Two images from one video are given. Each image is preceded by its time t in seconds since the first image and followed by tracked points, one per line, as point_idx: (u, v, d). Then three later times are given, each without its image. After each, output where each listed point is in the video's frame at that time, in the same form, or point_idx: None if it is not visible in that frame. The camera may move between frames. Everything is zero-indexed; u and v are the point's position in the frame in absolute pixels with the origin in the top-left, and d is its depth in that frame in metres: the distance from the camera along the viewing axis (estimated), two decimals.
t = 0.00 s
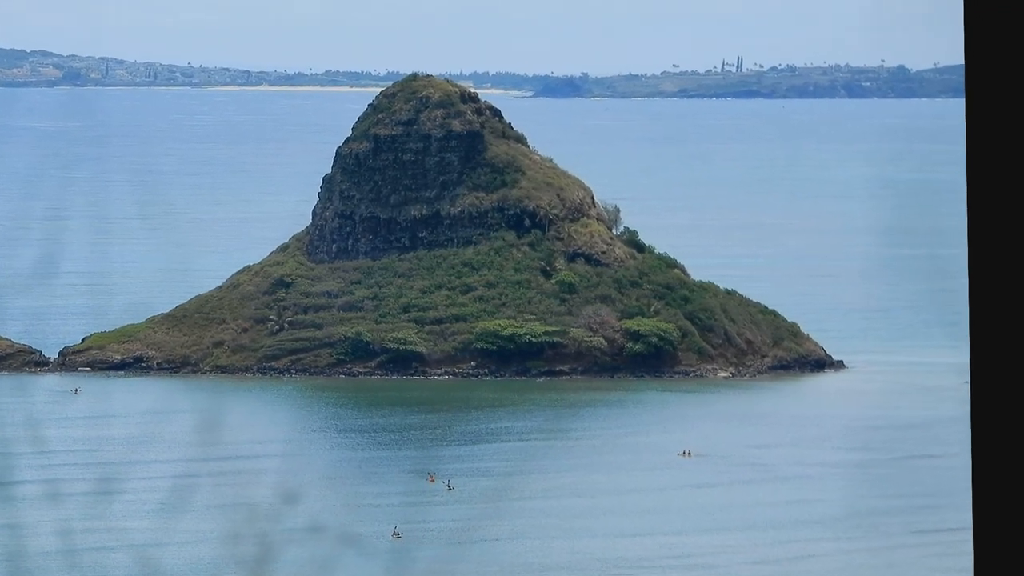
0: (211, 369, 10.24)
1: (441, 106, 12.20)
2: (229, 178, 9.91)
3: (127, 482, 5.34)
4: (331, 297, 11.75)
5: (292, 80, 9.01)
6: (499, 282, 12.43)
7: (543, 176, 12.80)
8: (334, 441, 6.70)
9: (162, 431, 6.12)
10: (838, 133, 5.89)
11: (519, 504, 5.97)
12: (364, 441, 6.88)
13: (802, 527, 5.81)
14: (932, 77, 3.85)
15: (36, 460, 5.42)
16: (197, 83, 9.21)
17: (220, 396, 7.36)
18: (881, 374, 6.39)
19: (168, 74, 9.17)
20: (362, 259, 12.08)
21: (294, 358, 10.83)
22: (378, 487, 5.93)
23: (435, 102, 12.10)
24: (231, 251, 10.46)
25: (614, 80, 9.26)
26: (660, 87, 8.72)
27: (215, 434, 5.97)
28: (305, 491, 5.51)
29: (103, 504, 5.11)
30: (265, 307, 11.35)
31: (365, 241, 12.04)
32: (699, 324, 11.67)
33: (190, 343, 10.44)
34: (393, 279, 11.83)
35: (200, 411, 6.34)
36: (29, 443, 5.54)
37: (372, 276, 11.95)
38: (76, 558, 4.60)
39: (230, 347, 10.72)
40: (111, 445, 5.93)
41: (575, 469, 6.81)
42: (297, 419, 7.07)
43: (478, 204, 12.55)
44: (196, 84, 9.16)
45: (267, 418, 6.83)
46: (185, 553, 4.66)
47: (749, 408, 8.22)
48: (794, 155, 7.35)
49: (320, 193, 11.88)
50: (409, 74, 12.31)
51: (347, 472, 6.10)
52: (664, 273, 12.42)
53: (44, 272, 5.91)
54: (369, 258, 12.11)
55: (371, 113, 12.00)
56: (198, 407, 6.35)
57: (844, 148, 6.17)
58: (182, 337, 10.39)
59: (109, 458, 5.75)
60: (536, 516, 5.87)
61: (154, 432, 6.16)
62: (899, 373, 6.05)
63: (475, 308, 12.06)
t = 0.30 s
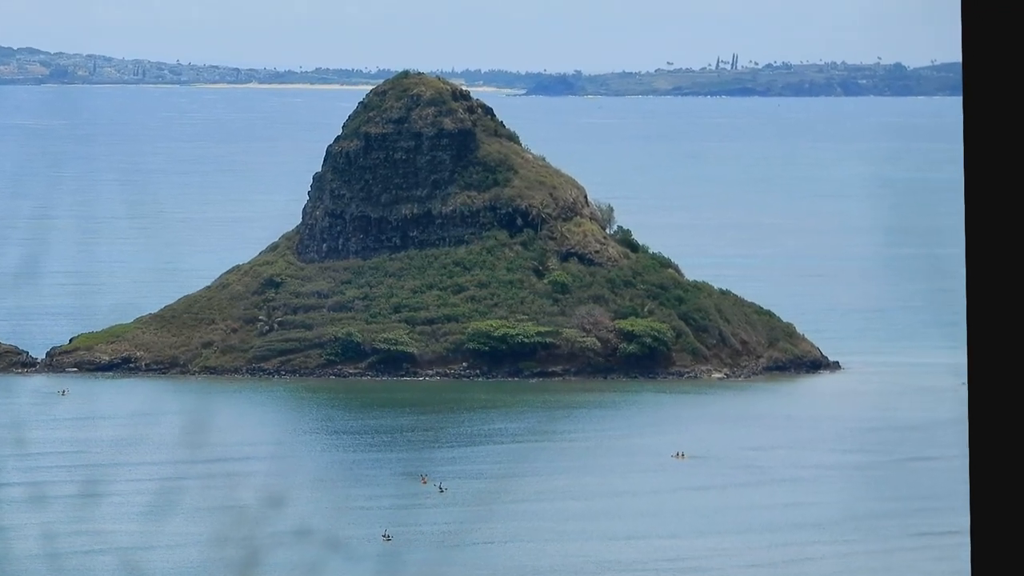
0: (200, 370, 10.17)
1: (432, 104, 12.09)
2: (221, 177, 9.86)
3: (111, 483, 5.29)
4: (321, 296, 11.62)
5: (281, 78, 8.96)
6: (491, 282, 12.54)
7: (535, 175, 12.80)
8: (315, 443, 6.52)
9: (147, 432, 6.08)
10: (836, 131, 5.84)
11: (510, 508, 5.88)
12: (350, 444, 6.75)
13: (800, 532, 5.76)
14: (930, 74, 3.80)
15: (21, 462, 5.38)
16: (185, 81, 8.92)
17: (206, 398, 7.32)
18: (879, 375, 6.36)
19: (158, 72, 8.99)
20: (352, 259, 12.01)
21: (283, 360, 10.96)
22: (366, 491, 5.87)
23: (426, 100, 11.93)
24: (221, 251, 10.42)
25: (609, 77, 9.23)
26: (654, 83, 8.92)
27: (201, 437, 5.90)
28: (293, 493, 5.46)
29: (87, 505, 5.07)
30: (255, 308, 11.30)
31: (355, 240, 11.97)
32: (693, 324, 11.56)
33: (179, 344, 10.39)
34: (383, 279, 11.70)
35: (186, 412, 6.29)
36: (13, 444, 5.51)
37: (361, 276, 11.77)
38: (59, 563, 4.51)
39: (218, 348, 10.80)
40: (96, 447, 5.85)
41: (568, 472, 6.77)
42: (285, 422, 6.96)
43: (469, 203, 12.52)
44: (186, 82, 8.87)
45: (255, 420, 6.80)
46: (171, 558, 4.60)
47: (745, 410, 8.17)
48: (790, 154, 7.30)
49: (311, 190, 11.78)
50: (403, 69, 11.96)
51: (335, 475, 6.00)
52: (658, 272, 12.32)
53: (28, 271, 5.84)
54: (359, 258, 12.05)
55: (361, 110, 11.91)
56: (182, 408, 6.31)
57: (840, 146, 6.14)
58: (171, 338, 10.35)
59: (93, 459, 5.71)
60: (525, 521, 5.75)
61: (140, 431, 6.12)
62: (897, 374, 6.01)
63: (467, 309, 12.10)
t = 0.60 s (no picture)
0: (190, 371, 10.36)
1: (425, 102, 12.18)
2: (213, 176, 9.83)
3: (100, 484, 5.25)
4: (313, 297, 11.88)
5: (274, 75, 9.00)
6: (485, 282, 12.38)
7: (529, 173, 12.69)
8: (303, 445, 6.46)
9: (137, 432, 6.05)
10: (834, 128, 5.80)
11: (505, 511, 5.84)
12: (342, 444, 6.78)
13: (800, 533, 5.72)
14: (927, 71, 3.76)
15: (10, 464, 5.34)
16: (176, 79, 8.83)
17: (197, 399, 7.31)
18: (879, 375, 6.32)
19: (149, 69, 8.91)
20: (345, 258, 12.15)
21: (275, 360, 11.06)
22: (359, 491, 5.88)
23: (420, 98, 12.08)
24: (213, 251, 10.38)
25: (604, 75, 9.23)
26: (649, 82, 8.70)
27: (190, 439, 5.86)
28: (284, 494, 5.42)
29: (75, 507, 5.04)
30: (246, 308, 11.47)
31: (348, 239, 12.12)
32: (689, 324, 11.60)
33: (170, 344, 10.46)
34: (377, 279, 11.91)
35: (177, 413, 6.26)
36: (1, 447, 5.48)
37: (355, 276, 12.02)
38: (46, 566, 4.52)
39: (210, 348, 10.93)
40: (87, 449, 5.82)
41: (562, 473, 6.75)
42: (277, 424, 6.95)
43: (463, 202, 12.46)
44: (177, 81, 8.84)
45: (248, 421, 6.80)
46: (160, 561, 4.56)
47: (741, 410, 8.14)
48: (787, 153, 7.26)
49: (303, 190, 11.89)
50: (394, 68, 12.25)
51: (328, 475, 5.98)
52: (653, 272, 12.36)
53: (14, 270, 5.76)
54: (352, 258, 12.16)
55: (354, 109, 11.98)
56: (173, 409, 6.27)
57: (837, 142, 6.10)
58: (161, 338, 10.40)
59: (83, 460, 5.67)
60: (517, 522, 5.69)
61: (129, 431, 6.09)
62: (896, 374, 5.97)
63: (461, 309, 12.08)
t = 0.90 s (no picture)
0: (180, 371, 10.43)
1: (416, 100, 12.18)
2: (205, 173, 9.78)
3: (86, 486, 5.21)
4: (302, 297, 11.87)
5: (262, 74, 8.67)
6: (477, 282, 12.45)
7: (521, 172, 12.59)
8: (297, 448, 6.42)
9: (124, 432, 6.00)
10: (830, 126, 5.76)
11: (497, 513, 5.81)
12: (337, 444, 6.79)
13: (796, 535, 5.67)
14: (923, 70, 3.73)
15: None
16: (165, 76, 8.87)
17: (184, 399, 7.28)
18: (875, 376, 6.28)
19: (135, 67, 8.86)
20: (335, 257, 12.06)
21: (264, 361, 10.99)
22: (346, 492, 5.82)
23: (411, 96, 12.08)
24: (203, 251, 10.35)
25: (597, 73, 9.19)
26: (644, 79, 8.67)
27: (178, 440, 5.82)
28: (273, 496, 5.37)
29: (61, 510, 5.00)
30: (236, 308, 11.49)
31: (339, 238, 12.02)
32: (684, 325, 11.51)
33: (158, 344, 10.49)
34: (368, 278, 11.91)
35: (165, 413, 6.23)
36: None
37: (345, 275, 11.96)
38: (32, 569, 4.55)
39: (198, 348, 10.94)
40: (75, 451, 5.78)
41: (557, 476, 6.71)
42: (269, 427, 6.91)
43: (455, 201, 12.44)
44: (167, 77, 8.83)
45: (236, 422, 6.77)
46: (147, 565, 4.52)
47: (736, 411, 8.10)
48: (783, 152, 7.23)
49: (293, 188, 11.73)
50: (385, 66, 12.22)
51: (318, 476, 5.94)
52: (647, 272, 12.25)
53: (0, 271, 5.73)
54: (342, 257, 12.07)
55: (345, 107, 11.93)
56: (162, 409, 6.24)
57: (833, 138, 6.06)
58: (150, 339, 10.38)
59: (70, 462, 5.63)
60: (511, 525, 5.66)
61: (116, 432, 6.05)
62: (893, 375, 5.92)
63: (453, 308, 12.03)
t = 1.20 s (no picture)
0: (170, 372, 10.27)
1: (410, 98, 12.13)
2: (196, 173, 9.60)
3: (77, 487, 5.16)
4: (295, 296, 11.68)
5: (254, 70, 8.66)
6: (471, 282, 12.41)
7: (516, 171, 12.72)
8: (290, 449, 6.38)
9: (115, 433, 5.96)
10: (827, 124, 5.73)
11: (492, 515, 5.76)
12: (329, 445, 6.74)
13: (794, 538, 5.63)
14: (920, 67, 3.70)
15: None
16: (156, 74, 8.91)
17: (175, 400, 7.24)
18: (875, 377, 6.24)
19: (127, 65, 8.81)
20: (327, 257, 11.99)
21: (257, 361, 10.96)
22: (338, 495, 5.76)
23: (404, 94, 12.02)
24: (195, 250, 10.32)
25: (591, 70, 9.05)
26: (639, 77, 8.67)
27: (169, 441, 5.77)
28: (265, 498, 5.34)
29: (50, 512, 4.97)
30: (228, 308, 11.40)
31: (331, 237, 11.99)
32: (680, 324, 11.56)
33: (149, 345, 10.44)
34: (360, 278, 11.89)
35: (155, 415, 6.18)
36: None
37: (338, 275, 11.90)
38: (26, 572, 4.54)
39: (190, 348, 10.78)
40: (64, 453, 5.74)
41: (553, 478, 6.69)
42: (261, 431, 6.84)
43: (449, 200, 12.39)
44: (156, 75, 8.90)
45: (229, 425, 6.72)
46: (138, 569, 4.49)
47: (733, 413, 8.06)
48: (780, 149, 7.20)
49: (286, 186, 11.63)
50: (377, 65, 12.15)
51: (310, 478, 5.90)
52: (643, 271, 12.34)
53: None
54: (335, 257, 12.02)
55: (338, 105, 11.81)
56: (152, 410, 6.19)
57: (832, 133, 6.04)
58: (141, 339, 10.35)
59: (59, 463, 5.60)
60: (507, 527, 5.63)
61: (106, 433, 5.99)
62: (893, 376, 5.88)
63: (446, 309, 12.05)
